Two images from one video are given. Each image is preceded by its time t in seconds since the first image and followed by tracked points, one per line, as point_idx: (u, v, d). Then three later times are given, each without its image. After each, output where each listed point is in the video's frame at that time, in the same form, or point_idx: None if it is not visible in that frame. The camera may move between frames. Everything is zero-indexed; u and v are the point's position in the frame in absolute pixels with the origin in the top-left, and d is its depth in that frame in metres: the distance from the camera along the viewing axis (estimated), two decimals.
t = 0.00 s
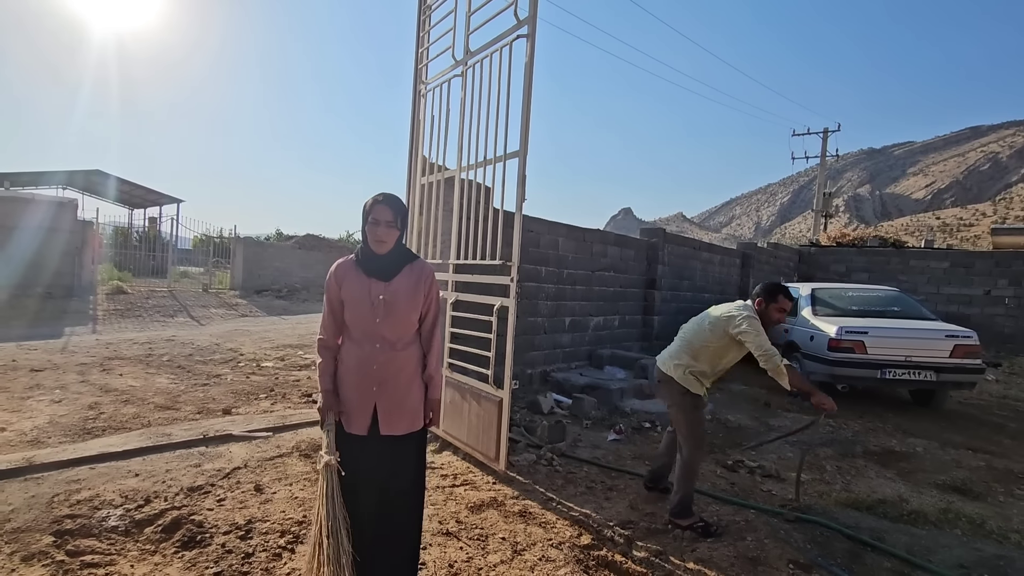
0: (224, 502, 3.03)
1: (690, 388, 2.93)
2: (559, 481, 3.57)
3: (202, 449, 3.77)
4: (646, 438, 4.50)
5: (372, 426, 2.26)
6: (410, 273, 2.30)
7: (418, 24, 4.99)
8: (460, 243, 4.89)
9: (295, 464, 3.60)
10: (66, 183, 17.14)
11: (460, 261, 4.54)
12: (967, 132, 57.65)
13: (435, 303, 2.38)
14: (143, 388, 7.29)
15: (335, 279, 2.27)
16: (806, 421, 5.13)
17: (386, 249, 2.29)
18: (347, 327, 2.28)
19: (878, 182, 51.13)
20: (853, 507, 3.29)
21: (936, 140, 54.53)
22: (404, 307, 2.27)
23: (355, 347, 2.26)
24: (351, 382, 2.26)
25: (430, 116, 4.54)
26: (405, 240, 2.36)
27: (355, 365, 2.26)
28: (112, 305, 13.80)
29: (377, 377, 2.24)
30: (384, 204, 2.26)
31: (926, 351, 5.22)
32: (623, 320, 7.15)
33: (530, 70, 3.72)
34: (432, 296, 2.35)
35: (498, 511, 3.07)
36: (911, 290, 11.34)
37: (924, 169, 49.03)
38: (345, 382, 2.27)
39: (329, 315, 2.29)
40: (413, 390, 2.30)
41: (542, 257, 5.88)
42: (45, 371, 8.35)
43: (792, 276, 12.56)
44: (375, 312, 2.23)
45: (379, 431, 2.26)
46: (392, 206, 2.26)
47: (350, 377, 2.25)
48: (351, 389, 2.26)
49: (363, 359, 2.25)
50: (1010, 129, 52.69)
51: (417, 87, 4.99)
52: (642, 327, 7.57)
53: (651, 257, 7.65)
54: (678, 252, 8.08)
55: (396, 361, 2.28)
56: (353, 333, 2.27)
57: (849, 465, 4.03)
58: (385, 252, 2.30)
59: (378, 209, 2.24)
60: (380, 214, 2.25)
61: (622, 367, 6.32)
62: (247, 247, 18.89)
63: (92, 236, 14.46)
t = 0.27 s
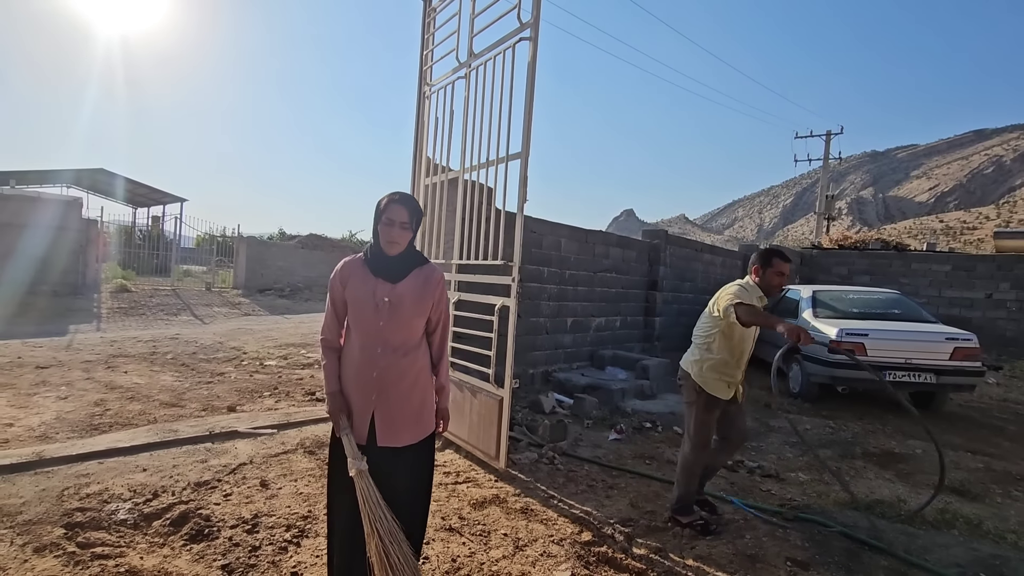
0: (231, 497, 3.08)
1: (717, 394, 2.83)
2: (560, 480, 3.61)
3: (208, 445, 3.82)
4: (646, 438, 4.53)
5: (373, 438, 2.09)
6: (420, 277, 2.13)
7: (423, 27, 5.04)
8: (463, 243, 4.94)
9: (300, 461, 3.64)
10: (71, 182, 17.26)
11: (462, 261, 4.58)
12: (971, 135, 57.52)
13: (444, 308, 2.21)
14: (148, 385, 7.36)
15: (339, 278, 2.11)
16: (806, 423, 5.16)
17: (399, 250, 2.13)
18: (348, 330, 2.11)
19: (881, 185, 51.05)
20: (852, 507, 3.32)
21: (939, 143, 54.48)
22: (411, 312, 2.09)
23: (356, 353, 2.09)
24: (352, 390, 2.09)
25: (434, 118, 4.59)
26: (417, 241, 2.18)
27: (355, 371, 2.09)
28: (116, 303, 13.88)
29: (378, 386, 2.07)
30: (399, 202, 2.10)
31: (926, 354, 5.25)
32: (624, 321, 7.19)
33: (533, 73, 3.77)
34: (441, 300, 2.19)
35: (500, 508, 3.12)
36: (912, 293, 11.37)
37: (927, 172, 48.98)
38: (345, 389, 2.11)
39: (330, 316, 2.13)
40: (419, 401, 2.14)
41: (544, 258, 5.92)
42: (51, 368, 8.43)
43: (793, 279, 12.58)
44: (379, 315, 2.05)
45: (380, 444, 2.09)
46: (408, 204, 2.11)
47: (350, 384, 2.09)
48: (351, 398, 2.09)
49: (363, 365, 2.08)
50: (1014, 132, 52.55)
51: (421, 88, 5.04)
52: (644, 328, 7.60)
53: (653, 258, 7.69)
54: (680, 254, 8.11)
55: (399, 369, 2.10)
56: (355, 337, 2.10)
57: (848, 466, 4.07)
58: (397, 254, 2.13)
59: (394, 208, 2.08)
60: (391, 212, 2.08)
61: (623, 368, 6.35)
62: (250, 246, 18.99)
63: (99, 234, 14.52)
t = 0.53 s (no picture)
0: (239, 492, 3.14)
1: (742, 402, 2.78)
2: (562, 478, 3.66)
3: (216, 441, 3.89)
4: (648, 438, 4.58)
5: (382, 439, 2.10)
6: (435, 278, 2.17)
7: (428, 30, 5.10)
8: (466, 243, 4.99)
9: (306, 458, 3.70)
10: (78, 181, 17.38)
11: (466, 261, 4.63)
12: (978, 138, 57.21)
13: (455, 310, 2.25)
14: (155, 383, 7.43)
15: (353, 275, 2.10)
16: (807, 424, 5.19)
17: (415, 252, 2.15)
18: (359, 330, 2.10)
19: (886, 187, 50.88)
20: (850, 507, 3.36)
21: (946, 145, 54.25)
22: (426, 313, 2.13)
23: (368, 352, 2.09)
24: (361, 390, 2.09)
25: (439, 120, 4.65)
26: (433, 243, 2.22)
27: (366, 371, 2.08)
28: (123, 302, 13.99)
29: (391, 386, 2.09)
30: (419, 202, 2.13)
31: (927, 356, 5.27)
32: (627, 322, 7.23)
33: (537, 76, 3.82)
34: (452, 303, 2.24)
35: (503, 504, 3.17)
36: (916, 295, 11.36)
37: (933, 174, 48.78)
38: (354, 389, 2.10)
39: (339, 313, 2.10)
40: (429, 402, 2.17)
41: (548, 259, 5.97)
42: (60, 366, 8.52)
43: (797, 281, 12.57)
44: (394, 315, 2.07)
45: (389, 446, 2.10)
46: (429, 205, 2.14)
47: (360, 384, 2.09)
48: (360, 397, 2.09)
49: (375, 365, 2.08)
50: (1022, 134, 52.21)
51: (426, 91, 5.10)
52: (646, 329, 7.64)
53: (656, 260, 7.72)
54: (683, 255, 8.15)
55: (412, 369, 2.12)
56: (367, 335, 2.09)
57: (848, 467, 4.10)
58: (413, 255, 2.16)
59: (417, 209, 2.10)
60: (411, 213, 2.12)
61: (626, 368, 6.39)
62: (255, 245, 19.10)
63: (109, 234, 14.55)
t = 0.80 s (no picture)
0: (250, 485, 3.24)
1: (785, 410, 2.71)
2: (564, 473, 3.74)
3: (227, 436, 3.99)
4: (649, 436, 4.65)
5: (394, 437, 2.16)
6: (442, 277, 2.25)
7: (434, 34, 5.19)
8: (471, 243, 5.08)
9: (314, 453, 3.79)
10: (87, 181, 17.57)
11: (470, 261, 4.72)
12: (986, 138, 56.83)
13: (460, 309, 2.34)
14: (164, 380, 7.55)
15: (363, 275, 2.14)
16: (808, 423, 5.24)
17: (424, 252, 2.22)
18: (369, 329, 2.15)
19: (893, 188, 50.64)
20: (847, 503, 3.43)
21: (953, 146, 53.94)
22: (434, 312, 2.21)
23: (379, 351, 2.15)
24: (372, 389, 2.15)
25: (445, 123, 4.73)
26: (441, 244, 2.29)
27: (377, 369, 2.15)
28: (130, 301, 14.14)
29: (401, 384, 2.16)
30: (428, 204, 2.20)
31: (928, 356, 5.31)
32: (630, 322, 7.29)
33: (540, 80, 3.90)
34: (459, 302, 2.32)
35: (506, 499, 3.25)
36: (921, 296, 11.36)
37: (940, 174, 48.53)
38: (365, 388, 2.15)
39: (347, 313, 2.14)
40: (437, 399, 2.25)
41: (551, 259, 6.04)
42: (71, 363, 8.66)
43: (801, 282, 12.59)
44: (404, 314, 2.14)
45: (401, 443, 2.16)
46: (440, 207, 2.20)
47: (371, 383, 2.15)
48: (372, 395, 2.15)
49: (386, 364, 2.15)
50: None
51: (432, 94, 5.18)
52: (649, 329, 7.70)
53: (659, 260, 7.79)
54: (686, 256, 8.20)
55: (422, 368, 2.20)
56: (376, 333, 2.14)
57: (847, 465, 4.16)
58: (422, 255, 2.23)
59: (429, 210, 2.18)
60: (421, 214, 2.19)
61: (628, 368, 6.46)
62: (261, 245, 19.25)
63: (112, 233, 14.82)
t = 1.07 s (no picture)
0: (259, 477, 3.34)
1: (826, 397, 2.70)
2: (564, 467, 3.85)
3: (236, 431, 4.09)
4: (647, 431, 4.74)
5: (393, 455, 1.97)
6: (438, 280, 2.10)
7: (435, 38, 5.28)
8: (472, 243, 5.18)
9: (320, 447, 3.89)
10: (89, 181, 17.70)
11: (471, 261, 4.82)
12: (986, 136, 56.89)
13: (457, 314, 2.19)
14: (169, 379, 7.66)
15: (355, 280, 1.97)
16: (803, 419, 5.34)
17: (420, 254, 2.07)
18: (363, 337, 1.98)
19: (892, 186, 50.73)
20: (839, 495, 3.53)
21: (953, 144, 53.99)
22: (431, 317, 2.06)
23: (374, 361, 1.97)
24: (367, 403, 1.96)
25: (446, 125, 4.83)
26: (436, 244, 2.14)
27: (373, 382, 1.96)
28: (133, 301, 14.26)
29: (400, 396, 1.97)
30: (423, 202, 2.05)
31: (921, 353, 5.41)
32: (629, 320, 7.39)
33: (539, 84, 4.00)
34: (456, 306, 2.17)
35: (508, 490, 3.35)
36: (918, 295, 11.46)
37: (940, 173, 48.60)
38: (359, 402, 1.97)
39: (339, 321, 1.96)
40: (438, 410, 2.09)
41: (551, 258, 6.14)
42: (77, 362, 8.78)
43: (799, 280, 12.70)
44: (402, 320, 1.98)
45: (400, 461, 1.98)
46: (435, 205, 2.06)
47: (367, 396, 1.96)
48: (368, 410, 1.96)
49: (383, 374, 1.96)
50: None
51: (434, 96, 5.28)
52: (648, 327, 7.80)
53: (657, 259, 7.88)
54: (685, 255, 8.30)
55: (421, 378, 2.02)
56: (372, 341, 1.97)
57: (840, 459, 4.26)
58: (417, 258, 2.08)
59: (425, 209, 2.02)
60: (415, 214, 2.03)
61: (627, 365, 6.56)
62: (262, 245, 19.36)
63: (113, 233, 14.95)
